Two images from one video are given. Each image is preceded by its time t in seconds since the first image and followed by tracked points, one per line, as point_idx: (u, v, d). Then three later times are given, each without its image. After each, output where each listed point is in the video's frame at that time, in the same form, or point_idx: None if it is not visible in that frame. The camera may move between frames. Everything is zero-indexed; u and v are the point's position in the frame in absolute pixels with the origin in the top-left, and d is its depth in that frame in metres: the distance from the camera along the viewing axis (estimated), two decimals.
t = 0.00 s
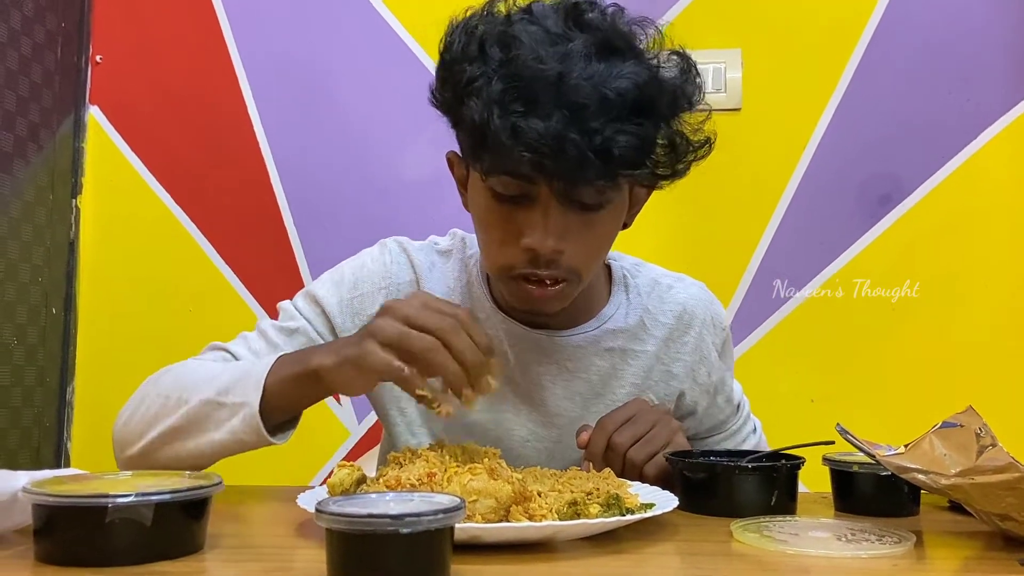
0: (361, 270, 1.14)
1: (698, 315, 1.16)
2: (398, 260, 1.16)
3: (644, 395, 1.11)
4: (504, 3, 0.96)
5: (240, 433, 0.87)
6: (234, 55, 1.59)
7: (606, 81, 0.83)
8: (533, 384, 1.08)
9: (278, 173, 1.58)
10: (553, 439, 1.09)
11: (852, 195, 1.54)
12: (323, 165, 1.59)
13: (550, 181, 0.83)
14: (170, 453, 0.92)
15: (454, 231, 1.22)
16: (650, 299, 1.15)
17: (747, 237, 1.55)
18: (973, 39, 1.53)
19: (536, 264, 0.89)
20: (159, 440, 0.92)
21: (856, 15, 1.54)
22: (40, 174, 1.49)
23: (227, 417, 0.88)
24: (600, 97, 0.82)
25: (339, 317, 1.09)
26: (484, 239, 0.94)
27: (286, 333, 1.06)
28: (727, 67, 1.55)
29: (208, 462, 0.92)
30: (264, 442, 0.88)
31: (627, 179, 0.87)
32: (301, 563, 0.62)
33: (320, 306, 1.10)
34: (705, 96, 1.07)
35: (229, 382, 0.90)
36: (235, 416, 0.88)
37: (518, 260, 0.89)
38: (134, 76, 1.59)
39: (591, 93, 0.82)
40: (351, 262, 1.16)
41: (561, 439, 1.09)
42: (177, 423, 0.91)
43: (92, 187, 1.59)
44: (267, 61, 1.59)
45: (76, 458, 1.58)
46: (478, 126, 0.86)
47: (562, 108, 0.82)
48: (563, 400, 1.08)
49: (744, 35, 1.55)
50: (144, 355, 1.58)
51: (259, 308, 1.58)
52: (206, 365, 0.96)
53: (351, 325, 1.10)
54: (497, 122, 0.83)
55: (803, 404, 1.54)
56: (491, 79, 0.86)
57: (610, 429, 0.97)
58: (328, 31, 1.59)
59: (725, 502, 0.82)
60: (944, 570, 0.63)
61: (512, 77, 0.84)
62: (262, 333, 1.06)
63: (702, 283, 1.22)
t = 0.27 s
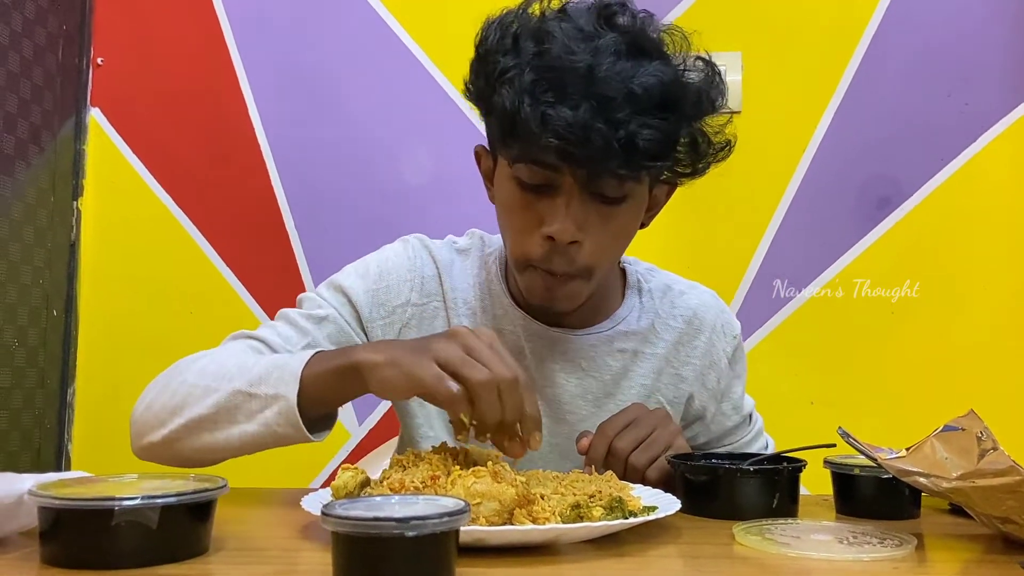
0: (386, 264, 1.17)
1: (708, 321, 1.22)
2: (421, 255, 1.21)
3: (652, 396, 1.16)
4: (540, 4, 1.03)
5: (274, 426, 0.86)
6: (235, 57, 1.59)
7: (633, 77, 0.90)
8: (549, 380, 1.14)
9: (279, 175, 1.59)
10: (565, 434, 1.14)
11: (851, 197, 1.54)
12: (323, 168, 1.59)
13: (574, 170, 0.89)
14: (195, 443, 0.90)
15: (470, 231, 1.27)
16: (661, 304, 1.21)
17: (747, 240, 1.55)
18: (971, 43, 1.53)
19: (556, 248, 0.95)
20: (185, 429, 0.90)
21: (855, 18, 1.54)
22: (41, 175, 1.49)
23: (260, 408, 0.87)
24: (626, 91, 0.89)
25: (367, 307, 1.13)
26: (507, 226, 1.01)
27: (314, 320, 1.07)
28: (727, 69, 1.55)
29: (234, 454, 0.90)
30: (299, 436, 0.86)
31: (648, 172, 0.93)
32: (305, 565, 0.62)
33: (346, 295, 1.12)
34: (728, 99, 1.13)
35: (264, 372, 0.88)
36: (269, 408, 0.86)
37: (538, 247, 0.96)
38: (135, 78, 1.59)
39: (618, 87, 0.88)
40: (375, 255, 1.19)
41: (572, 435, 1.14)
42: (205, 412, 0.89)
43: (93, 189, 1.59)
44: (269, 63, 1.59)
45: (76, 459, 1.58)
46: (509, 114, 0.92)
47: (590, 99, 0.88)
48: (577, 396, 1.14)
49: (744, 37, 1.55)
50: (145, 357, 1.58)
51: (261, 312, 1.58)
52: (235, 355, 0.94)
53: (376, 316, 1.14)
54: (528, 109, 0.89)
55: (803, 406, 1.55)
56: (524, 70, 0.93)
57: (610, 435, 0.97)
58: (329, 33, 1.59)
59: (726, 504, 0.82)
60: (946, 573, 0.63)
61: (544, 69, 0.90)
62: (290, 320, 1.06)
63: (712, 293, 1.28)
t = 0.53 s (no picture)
0: (398, 264, 1.18)
1: (714, 324, 1.22)
2: (432, 255, 1.21)
3: (659, 396, 1.17)
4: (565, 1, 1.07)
5: (296, 432, 0.86)
6: (233, 58, 1.59)
7: (654, 74, 0.95)
8: (558, 377, 1.14)
9: (277, 176, 1.59)
10: (572, 432, 1.14)
11: (848, 199, 1.54)
12: (320, 168, 1.59)
13: (594, 161, 0.94)
14: (216, 447, 0.90)
15: (479, 232, 1.28)
16: (667, 305, 1.22)
17: (745, 241, 1.55)
18: (967, 45, 1.54)
19: (573, 239, 0.98)
20: (206, 433, 0.90)
21: (852, 20, 1.55)
22: (38, 176, 1.48)
23: (281, 414, 0.86)
24: (648, 87, 0.94)
25: (381, 305, 1.13)
26: (523, 216, 1.04)
27: (331, 320, 1.08)
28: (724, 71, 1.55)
29: (255, 458, 0.90)
30: (321, 443, 0.86)
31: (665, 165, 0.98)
32: (302, 566, 0.62)
33: (361, 294, 1.13)
34: (744, 102, 1.18)
35: (285, 378, 0.88)
36: (291, 415, 0.86)
37: (557, 236, 0.99)
38: (133, 79, 1.59)
39: (641, 82, 0.94)
40: (386, 255, 1.19)
41: (580, 433, 1.15)
42: (226, 417, 0.89)
43: (90, 189, 1.59)
44: (267, 64, 1.59)
45: (73, 460, 1.58)
46: (534, 104, 0.97)
47: (614, 92, 0.93)
48: (586, 394, 1.14)
49: (741, 39, 1.55)
50: (143, 358, 1.58)
51: (259, 313, 1.58)
52: (255, 360, 0.94)
53: (390, 314, 1.14)
54: (553, 100, 0.94)
55: (800, 407, 1.55)
56: (551, 63, 0.97)
57: (605, 435, 0.97)
58: (327, 35, 1.59)
59: (724, 505, 0.82)
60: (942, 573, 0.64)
61: (570, 62, 0.96)
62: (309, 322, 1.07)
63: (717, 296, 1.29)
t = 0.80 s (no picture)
0: (402, 266, 1.18)
1: (715, 331, 1.23)
2: (434, 257, 1.21)
3: (660, 400, 1.17)
4: (579, 10, 1.10)
5: (286, 430, 0.85)
6: (231, 61, 1.59)
7: (664, 75, 0.97)
8: (561, 378, 1.15)
9: (275, 179, 1.59)
10: (574, 433, 1.15)
11: (845, 202, 1.55)
12: (318, 171, 1.59)
13: (603, 157, 0.94)
14: (213, 448, 0.91)
15: (483, 236, 1.28)
16: (670, 311, 1.23)
17: (742, 244, 1.56)
18: (964, 51, 1.55)
19: (580, 235, 0.98)
20: (202, 433, 0.90)
21: (849, 24, 1.55)
22: (36, 179, 1.48)
23: (271, 412, 0.86)
24: (658, 86, 0.96)
25: (384, 306, 1.13)
26: (531, 215, 1.04)
27: (334, 322, 1.08)
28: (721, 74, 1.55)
29: (252, 457, 0.90)
30: (310, 440, 0.86)
31: (674, 163, 0.98)
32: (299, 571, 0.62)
33: (365, 296, 1.13)
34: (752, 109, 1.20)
35: (275, 376, 0.88)
36: (280, 412, 0.86)
37: (563, 232, 0.99)
38: (131, 82, 1.59)
39: (651, 81, 0.95)
40: (389, 257, 1.20)
41: (581, 434, 1.15)
42: (220, 417, 0.89)
43: (87, 191, 1.59)
44: (265, 67, 1.59)
45: (70, 462, 1.58)
46: (546, 101, 0.98)
47: (624, 90, 0.94)
48: (588, 396, 1.15)
49: (739, 42, 1.56)
50: (140, 361, 1.58)
51: (256, 315, 1.58)
52: (251, 361, 0.94)
53: (394, 315, 1.14)
54: (565, 96, 0.95)
55: (797, 410, 1.55)
56: (563, 63, 1.00)
57: (602, 438, 0.97)
58: (325, 38, 1.59)
59: (721, 509, 0.83)
60: None
61: (582, 62, 0.98)
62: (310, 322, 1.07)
63: (719, 305, 1.30)
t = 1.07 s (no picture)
0: (400, 266, 1.17)
1: (712, 331, 1.23)
2: (433, 257, 1.21)
3: (658, 399, 1.17)
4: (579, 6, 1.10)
5: (285, 432, 0.85)
6: (224, 59, 1.58)
7: (664, 72, 0.98)
8: (559, 376, 1.14)
9: (269, 179, 1.58)
10: (572, 431, 1.14)
11: (840, 201, 1.54)
12: (313, 171, 1.58)
13: (603, 153, 0.95)
14: (212, 450, 0.90)
15: (481, 236, 1.28)
16: (668, 311, 1.23)
17: (738, 244, 1.55)
18: (959, 51, 1.54)
19: (581, 230, 0.98)
20: (202, 436, 0.90)
21: (845, 23, 1.55)
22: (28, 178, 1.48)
23: (270, 415, 0.86)
24: (657, 83, 0.96)
25: (384, 306, 1.13)
26: (532, 211, 1.04)
27: (334, 322, 1.07)
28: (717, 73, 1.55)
29: (252, 459, 0.90)
30: (309, 442, 0.85)
31: (673, 159, 0.99)
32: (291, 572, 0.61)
33: (364, 296, 1.12)
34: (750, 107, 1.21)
35: (274, 378, 0.87)
36: (279, 415, 0.85)
37: (564, 226, 0.99)
38: (124, 80, 1.58)
39: (651, 78, 0.96)
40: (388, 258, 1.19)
41: (579, 432, 1.15)
42: (219, 419, 0.88)
43: (80, 190, 1.58)
44: (259, 65, 1.58)
45: (63, 463, 1.57)
46: (547, 97, 0.99)
47: (624, 87, 0.95)
48: (586, 393, 1.14)
49: (734, 42, 1.55)
50: (133, 361, 1.57)
51: (251, 315, 1.57)
52: (250, 362, 0.93)
53: (393, 315, 1.14)
54: (565, 92, 0.96)
55: (792, 409, 1.55)
56: (564, 59, 1.00)
57: (598, 438, 0.97)
58: (320, 36, 1.59)
59: (716, 508, 0.82)
60: None
61: (583, 58, 0.98)
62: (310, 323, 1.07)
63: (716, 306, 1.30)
